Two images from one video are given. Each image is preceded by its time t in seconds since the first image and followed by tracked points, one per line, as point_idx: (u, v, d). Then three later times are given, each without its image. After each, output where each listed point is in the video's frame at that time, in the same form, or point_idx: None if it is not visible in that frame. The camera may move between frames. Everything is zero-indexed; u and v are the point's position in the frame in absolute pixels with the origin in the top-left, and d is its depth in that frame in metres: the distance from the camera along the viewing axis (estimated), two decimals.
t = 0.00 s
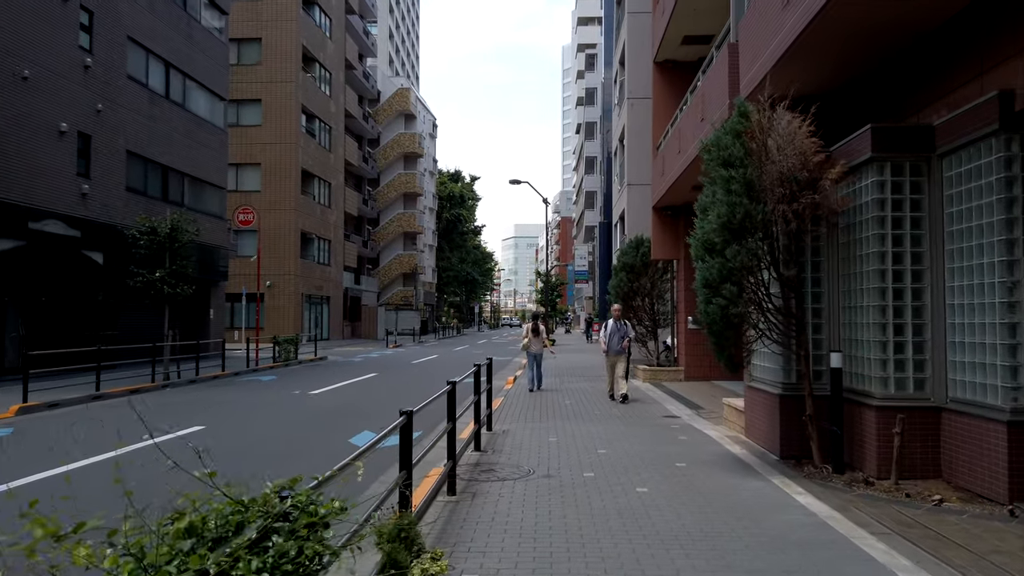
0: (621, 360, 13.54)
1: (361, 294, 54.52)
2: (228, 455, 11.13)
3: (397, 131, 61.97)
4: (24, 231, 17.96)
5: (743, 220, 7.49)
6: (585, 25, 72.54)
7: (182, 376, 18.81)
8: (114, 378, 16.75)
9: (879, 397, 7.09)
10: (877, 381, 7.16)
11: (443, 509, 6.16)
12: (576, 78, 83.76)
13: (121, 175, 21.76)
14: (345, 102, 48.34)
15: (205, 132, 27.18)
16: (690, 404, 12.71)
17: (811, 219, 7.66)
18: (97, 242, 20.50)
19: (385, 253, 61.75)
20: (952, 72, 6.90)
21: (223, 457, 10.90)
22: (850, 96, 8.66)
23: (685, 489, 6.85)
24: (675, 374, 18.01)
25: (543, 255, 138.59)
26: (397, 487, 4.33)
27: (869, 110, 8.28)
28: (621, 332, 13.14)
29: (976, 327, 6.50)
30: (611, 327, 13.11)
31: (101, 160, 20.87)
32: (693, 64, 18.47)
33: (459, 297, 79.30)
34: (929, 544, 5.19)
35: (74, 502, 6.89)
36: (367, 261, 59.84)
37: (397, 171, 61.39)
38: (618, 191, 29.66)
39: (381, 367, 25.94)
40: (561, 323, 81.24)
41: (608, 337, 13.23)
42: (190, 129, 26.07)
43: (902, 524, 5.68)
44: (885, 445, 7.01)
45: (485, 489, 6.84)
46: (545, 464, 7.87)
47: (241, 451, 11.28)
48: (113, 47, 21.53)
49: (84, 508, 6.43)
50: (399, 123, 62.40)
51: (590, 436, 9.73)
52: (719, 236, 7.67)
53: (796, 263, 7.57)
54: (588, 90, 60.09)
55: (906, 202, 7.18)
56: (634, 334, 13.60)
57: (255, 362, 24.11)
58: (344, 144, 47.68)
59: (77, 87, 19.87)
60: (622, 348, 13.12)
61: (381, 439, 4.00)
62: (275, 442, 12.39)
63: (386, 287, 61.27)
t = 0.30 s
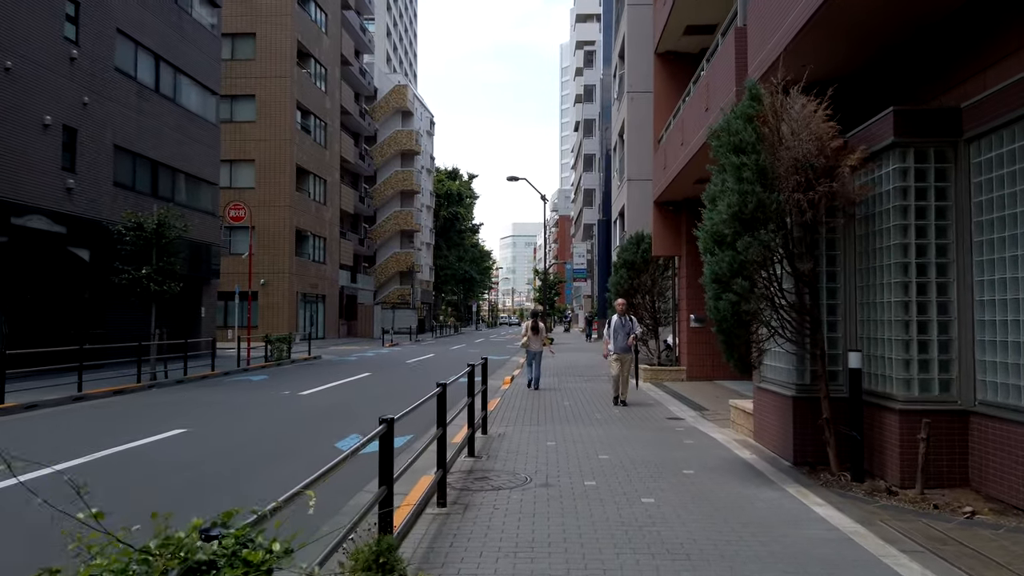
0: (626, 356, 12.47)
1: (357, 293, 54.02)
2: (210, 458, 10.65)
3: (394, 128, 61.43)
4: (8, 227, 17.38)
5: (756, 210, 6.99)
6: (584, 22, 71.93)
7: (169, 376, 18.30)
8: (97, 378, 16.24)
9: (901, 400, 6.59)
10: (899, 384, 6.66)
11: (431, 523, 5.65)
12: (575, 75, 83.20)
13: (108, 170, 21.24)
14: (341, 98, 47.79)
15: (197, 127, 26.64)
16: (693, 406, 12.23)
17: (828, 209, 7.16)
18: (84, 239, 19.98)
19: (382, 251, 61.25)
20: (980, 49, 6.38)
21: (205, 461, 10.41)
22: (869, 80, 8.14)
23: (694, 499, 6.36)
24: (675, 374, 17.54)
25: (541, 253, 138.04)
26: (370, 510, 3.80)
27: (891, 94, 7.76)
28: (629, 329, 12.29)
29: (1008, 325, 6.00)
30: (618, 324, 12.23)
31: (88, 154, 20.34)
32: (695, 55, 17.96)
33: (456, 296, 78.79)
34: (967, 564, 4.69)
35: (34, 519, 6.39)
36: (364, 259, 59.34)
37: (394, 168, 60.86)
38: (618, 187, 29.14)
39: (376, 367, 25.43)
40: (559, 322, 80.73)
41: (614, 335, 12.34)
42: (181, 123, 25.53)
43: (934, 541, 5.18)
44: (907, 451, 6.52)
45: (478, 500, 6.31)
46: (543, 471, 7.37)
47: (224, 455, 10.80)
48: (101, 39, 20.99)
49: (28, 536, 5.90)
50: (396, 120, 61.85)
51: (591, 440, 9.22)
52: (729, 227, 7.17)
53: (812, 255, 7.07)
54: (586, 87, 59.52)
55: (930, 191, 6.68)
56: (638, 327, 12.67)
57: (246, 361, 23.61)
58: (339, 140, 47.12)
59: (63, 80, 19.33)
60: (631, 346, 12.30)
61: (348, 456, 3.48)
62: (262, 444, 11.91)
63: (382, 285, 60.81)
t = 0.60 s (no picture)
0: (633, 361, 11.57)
1: (354, 290, 53.51)
2: (192, 461, 10.17)
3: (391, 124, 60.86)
4: None
5: (769, 201, 6.48)
6: (582, 17, 71.40)
7: (156, 376, 17.81)
8: (79, 378, 15.74)
9: (928, 406, 6.10)
10: (924, 388, 6.17)
11: (416, 543, 5.14)
12: (574, 71, 82.55)
13: (95, 164, 20.69)
14: (337, 93, 47.21)
15: (187, 121, 26.06)
16: (698, 408, 11.76)
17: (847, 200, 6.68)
18: (68, 234, 19.44)
19: (378, 248, 60.73)
20: (1012, 25, 5.90)
21: (185, 464, 9.91)
22: (889, 63, 7.64)
23: (701, 515, 5.88)
24: (676, 373, 17.07)
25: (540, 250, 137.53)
26: (335, 545, 3.29)
27: (912, 78, 7.27)
28: (634, 330, 11.51)
29: None
30: (622, 324, 11.45)
31: (74, 148, 19.80)
32: (697, 46, 17.44)
33: (454, 292, 78.26)
34: None
35: None
36: (361, 255, 58.83)
37: (391, 164, 60.32)
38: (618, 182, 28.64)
39: (370, 365, 24.93)
40: (557, 319, 80.20)
41: (617, 336, 11.53)
42: (171, 117, 24.98)
43: (970, 563, 4.70)
44: (933, 461, 6.04)
45: (469, 515, 5.80)
46: (541, 482, 6.87)
47: (207, 458, 10.31)
48: (86, 29, 20.42)
49: None
50: (393, 115, 61.27)
51: (592, 446, 8.72)
52: (741, 220, 6.66)
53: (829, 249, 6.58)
54: (585, 82, 58.93)
55: (959, 180, 6.18)
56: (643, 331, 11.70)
57: (237, 360, 23.12)
58: (335, 135, 46.53)
59: (47, 71, 18.78)
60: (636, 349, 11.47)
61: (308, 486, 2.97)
62: (247, 447, 11.43)
63: (379, 282, 60.28)
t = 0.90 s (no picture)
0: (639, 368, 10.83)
1: (352, 291, 53.03)
2: (174, 469, 9.72)
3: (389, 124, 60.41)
4: None
5: (786, 195, 6.01)
6: (582, 16, 70.95)
7: (145, 380, 17.35)
8: (64, 383, 15.28)
9: (958, 419, 5.63)
10: (953, 399, 5.71)
11: (401, 571, 4.67)
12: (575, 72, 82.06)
13: (84, 162, 20.23)
14: (335, 92, 46.77)
15: (181, 119, 25.60)
16: (703, 415, 11.30)
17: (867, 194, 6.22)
18: (57, 234, 18.98)
19: (377, 249, 60.25)
20: None
21: (167, 472, 9.45)
22: (913, 49, 7.17)
23: (713, 537, 5.41)
24: (679, 377, 16.61)
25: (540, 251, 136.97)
26: None
27: (940, 64, 6.80)
28: (641, 335, 10.73)
29: None
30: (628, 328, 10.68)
31: (62, 146, 19.36)
32: (702, 40, 17.00)
33: (454, 293, 77.74)
34: None
35: None
36: (359, 256, 58.34)
37: (390, 164, 59.87)
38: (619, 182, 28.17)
39: (367, 368, 24.46)
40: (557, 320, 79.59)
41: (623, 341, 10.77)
42: (164, 115, 24.52)
43: None
44: (964, 478, 5.57)
45: (461, 539, 5.32)
46: (539, 499, 6.40)
47: (191, 465, 9.84)
48: (75, 24, 19.97)
49: None
50: (391, 115, 60.82)
51: (593, 457, 8.25)
52: (755, 217, 6.18)
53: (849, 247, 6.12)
54: (586, 82, 58.48)
55: (991, 172, 5.72)
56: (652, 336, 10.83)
57: (230, 362, 22.65)
58: (333, 135, 46.10)
59: (35, 67, 18.35)
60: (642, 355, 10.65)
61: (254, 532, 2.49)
62: (234, 455, 10.98)
63: (378, 283, 59.78)
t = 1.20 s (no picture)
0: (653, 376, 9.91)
1: (350, 293, 52.52)
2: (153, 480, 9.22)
3: (388, 125, 59.97)
4: None
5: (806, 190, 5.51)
6: (582, 18, 70.52)
7: (133, 385, 16.84)
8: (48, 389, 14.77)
9: (997, 434, 5.12)
10: (991, 411, 5.21)
11: None
12: (575, 73, 81.63)
13: (73, 161, 19.75)
14: (332, 92, 46.32)
15: (173, 118, 25.10)
16: (710, 423, 10.80)
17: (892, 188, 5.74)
18: (43, 235, 18.48)
19: (376, 251, 59.77)
20: None
21: (145, 482, 8.95)
22: (948, 31, 6.67)
23: (729, 564, 4.89)
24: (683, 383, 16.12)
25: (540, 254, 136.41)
26: None
27: (975, 47, 6.30)
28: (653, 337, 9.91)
29: None
30: (639, 329, 9.95)
31: (50, 144, 18.87)
32: (706, 35, 16.53)
33: (454, 295, 77.20)
34: None
35: None
36: (358, 258, 57.84)
37: (389, 165, 59.42)
38: (620, 182, 27.70)
39: (363, 373, 23.97)
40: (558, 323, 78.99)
41: (634, 345, 9.96)
42: (156, 114, 24.03)
43: None
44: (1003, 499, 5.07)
45: (451, 567, 4.83)
46: (538, 520, 5.90)
47: (171, 473, 9.33)
48: (63, 19, 19.49)
49: None
50: (390, 116, 60.38)
51: (596, 470, 7.74)
52: (773, 214, 5.68)
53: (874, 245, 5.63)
54: (586, 82, 58.02)
55: None
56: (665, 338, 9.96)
57: (223, 366, 22.15)
58: (330, 135, 45.60)
59: (21, 63, 17.86)
60: (656, 358, 9.75)
61: None
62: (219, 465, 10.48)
63: (377, 285, 59.26)
